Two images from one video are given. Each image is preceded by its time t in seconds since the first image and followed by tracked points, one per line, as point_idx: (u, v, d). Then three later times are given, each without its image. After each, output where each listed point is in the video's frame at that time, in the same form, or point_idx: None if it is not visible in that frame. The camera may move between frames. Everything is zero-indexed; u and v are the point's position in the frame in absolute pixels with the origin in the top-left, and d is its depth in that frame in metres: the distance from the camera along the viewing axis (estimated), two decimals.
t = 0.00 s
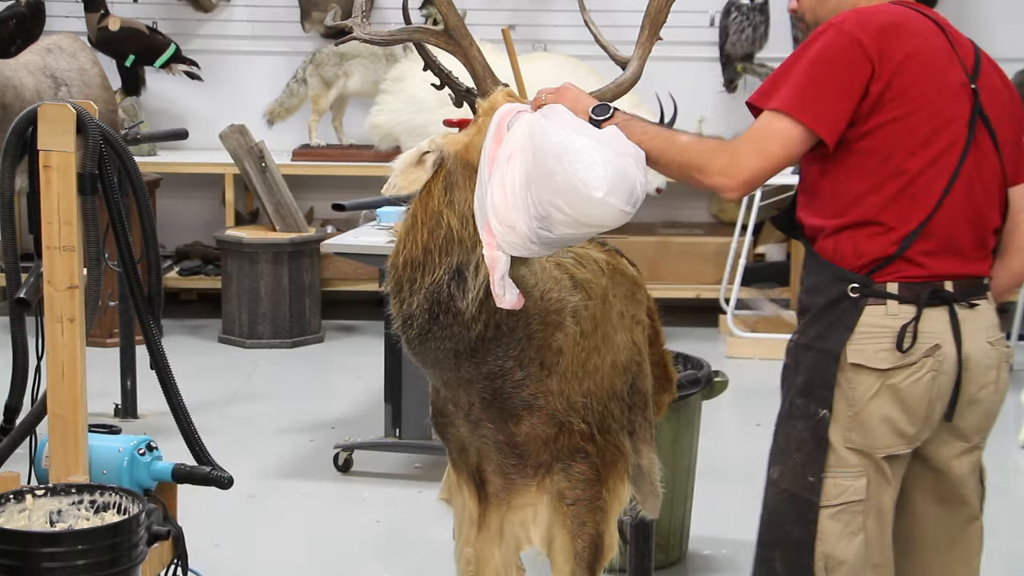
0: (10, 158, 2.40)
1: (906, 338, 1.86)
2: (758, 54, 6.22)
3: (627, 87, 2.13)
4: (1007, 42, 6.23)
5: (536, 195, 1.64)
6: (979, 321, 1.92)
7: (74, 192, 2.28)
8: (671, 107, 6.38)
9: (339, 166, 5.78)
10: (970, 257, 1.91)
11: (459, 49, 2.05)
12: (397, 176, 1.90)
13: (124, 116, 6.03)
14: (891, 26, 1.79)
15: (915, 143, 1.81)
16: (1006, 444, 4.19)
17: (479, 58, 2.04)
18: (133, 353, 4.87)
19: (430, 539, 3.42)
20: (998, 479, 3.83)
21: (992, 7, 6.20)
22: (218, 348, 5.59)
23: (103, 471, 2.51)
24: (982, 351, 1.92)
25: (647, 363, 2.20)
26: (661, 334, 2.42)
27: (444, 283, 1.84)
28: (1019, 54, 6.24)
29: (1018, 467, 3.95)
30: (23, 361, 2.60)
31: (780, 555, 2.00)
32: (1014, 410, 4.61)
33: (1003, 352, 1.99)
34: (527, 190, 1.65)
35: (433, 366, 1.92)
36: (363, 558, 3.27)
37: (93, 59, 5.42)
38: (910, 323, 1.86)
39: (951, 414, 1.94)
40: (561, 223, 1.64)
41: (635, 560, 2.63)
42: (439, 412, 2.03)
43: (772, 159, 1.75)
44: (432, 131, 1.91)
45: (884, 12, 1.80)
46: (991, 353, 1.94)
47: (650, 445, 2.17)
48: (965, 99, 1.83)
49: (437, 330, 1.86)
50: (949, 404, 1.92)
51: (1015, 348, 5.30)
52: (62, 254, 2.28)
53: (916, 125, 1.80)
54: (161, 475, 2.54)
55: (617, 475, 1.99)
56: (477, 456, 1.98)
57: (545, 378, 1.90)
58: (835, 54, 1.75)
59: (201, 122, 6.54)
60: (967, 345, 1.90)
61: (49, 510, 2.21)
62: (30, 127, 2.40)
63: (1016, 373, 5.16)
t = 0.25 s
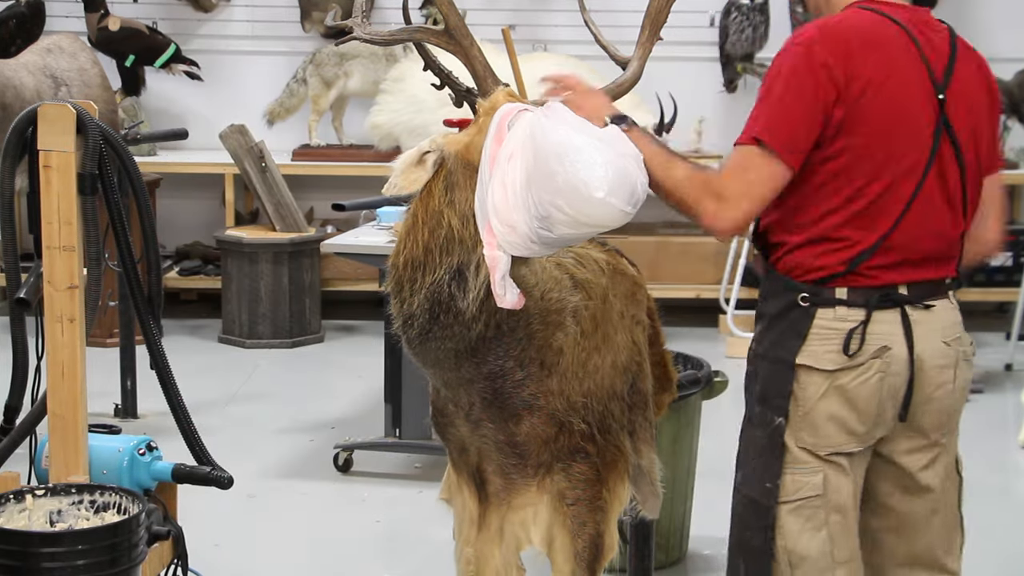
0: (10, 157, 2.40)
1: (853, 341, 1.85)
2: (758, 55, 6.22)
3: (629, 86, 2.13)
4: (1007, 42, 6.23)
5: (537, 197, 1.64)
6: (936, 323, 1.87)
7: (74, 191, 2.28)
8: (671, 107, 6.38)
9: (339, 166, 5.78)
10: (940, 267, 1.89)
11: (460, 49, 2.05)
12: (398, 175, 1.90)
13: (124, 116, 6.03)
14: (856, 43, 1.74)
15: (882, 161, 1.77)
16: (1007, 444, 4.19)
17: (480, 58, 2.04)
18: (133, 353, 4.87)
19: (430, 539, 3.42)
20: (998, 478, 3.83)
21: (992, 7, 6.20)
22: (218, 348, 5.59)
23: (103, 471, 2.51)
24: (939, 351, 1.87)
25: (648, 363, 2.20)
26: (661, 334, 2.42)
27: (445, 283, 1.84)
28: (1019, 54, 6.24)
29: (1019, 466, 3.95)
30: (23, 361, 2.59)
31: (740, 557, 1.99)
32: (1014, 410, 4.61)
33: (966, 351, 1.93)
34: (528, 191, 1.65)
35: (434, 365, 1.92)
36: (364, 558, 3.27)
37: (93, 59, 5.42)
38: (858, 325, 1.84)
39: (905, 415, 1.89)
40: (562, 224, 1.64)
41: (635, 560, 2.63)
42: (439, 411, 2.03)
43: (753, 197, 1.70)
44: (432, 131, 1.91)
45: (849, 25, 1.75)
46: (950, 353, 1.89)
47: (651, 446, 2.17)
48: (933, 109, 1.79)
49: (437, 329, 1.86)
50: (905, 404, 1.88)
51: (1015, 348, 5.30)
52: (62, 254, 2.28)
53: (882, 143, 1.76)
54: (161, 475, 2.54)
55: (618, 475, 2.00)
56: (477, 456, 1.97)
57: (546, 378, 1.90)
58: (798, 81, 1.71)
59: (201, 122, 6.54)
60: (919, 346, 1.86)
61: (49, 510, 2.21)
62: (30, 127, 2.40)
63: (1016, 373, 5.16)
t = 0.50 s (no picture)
0: (10, 157, 2.40)
1: (852, 315, 2.01)
2: (758, 54, 6.22)
3: (629, 86, 2.13)
4: (1007, 42, 6.23)
5: (537, 196, 1.64)
6: (932, 305, 2.02)
7: (74, 191, 2.28)
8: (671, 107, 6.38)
9: (339, 166, 5.79)
10: (942, 253, 2.04)
11: (460, 49, 2.05)
12: (398, 175, 1.89)
13: (124, 116, 6.03)
14: (859, 40, 1.93)
15: (886, 145, 1.95)
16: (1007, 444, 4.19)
17: (480, 58, 2.04)
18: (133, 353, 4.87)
19: (430, 539, 3.42)
20: (998, 478, 3.83)
21: (992, 7, 6.20)
22: (218, 348, 5.59)
23: (103, 471, 2.51)
24: (928, 332, 2.02)
25: (647, 363, 2.20)
26: (661, 334, 2.42)
27: (445, 283, 1.84)
28: (1019, 54, 6.24)
29: (1019, 467, 3.95)
30: (23, 361, 2.59)
31: (744, 507, 2.17)
32: (1014, 410, 4.61)
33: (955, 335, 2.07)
34: (529, 191, 1.65)
35: (434, 365, 1.91)
36: (364, 557, 3.28)
37: (93, 59, 5.42)
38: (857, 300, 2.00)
39: (894, 388, 2.03)
40: (562, 224, 1.64)
41: (635, 561, 2.63)
42: (439, 411, 2.03)
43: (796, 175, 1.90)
44: (432, 131, 1.91)
45: (849, 27, 1.94)
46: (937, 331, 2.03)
47: (651, 446, 2.17)
48: (929, 101, 1.95)
49: (437, 329, 1.86)
50: (894, 376, 2.02)
51: (1015, 347, 5.30)
52: (62, 254, 2.28)
53: (886, 129, 1.94)
54: (161, 475, 2.54)
55: (618, 475, 2.00)
56: (478, 456, 1.97)
57: (546, 378, 1.90)
58: (810, 75, 1.91)
59: (201, 122, 6.53)
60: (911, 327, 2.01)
61: (49, 510, 2.21)
62: (30, 127, 2.40)
63: (1016, 373, 5.16)
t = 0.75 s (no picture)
0: (10, 158, 2.40)
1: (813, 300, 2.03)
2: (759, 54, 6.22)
3: (629, 86, 2.14)
4: (1007, 42, 6.23)
5: (537, 197, 1.64)
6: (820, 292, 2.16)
7: (74, 192, 2.28)
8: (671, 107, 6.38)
9: (339, 166, 5.79)
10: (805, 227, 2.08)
11: (460, 49, 2.05)
12: (398, 175, 1.90)
13: (124, 116, 6.03)
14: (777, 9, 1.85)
15: (802, 122, 1.91)
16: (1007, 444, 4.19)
17: (481, 59, 2.05)
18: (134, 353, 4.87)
19: (430, 539, 3.42)
20: (998, 478, 3.83)
21: (992, 7, 6.20)
22: (218, 348, 5.59)
23: (103, 471, 2.51)
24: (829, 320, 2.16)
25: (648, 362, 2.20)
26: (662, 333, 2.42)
27: (445, 283, 1.84)
28: (1019, 54, 6.25)
29: (1018, 467, 3.95)
30: (23, 361, 2.59)
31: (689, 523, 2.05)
32: (1014, 410, 4.61)
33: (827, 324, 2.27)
34: (530, 191, 1.65)
35: (433, 365, 1.92)
36: (364, 557, 3.28)
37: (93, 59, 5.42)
38: (718, 308, 1.96)
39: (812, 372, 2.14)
40: (561, 224, 1.64)
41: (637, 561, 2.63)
42: (439, 412, 2.02)
43: (728, 129, 1.72)
44: (432, 132, 1.91)
45: None
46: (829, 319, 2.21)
47: (651, 446, 2.16)
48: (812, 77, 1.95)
49: (437, 329, 1.86)
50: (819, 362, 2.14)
51: (1015, 347, 5.30)
52: (62, 254, 2.28)
53: (801, 105, 1.89)
54: (161, 475, 2.54)
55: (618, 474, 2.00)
56: (477, 456, 1.97)
57: (545, 378, 1.90)
58: (760, 40, 1.78)
59: (201, 122, 6.53)
60: (783, 328, 1.98)
61: (49, 510, 2.21)
62: (30, 127, 2.40)
63: (1016, 373, 5.16)
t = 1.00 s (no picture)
0: (10, 158, 2.40)
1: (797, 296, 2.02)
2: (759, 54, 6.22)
3: (628, 86, 2.14)
4: (1007, 42, 6.23)
5: (537, 197, 1.64)
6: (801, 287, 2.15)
7: (74, 192, 2.28)
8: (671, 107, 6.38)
9: (339, 166, 5.79)
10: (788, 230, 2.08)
11: (460, 50, 2.05)
12: (398, 175, 1.90)
13: (123, 116, 6.03)
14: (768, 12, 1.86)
15: (794, 124, 1.91)
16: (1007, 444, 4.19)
17: (481, 59, 2.05)
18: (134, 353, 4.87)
19: (430, 539, 3.42)
20: (998, 478, 3.83)
21: (992, 7, 6.20)
22: (218, 348, 5.59)
23: (103, 470, 2.51)
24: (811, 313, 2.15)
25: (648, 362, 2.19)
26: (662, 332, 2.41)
27: (445, 284, 1.84)
28: (1019, 54, 6.25)
29: (1018, 467, 3.95)
30: (23, 361, 2.59)
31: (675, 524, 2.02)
32: (1014, 410, 4.61)
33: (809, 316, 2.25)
34: (530, 191, 1.65)
35: (434, 365, 1.92)
36: (364, 557, 3.28)
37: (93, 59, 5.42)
38: (701, 309, 1.94)
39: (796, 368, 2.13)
40: (561, 223, 1.65)
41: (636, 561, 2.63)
42: (440, 411, 2.02)
43: (742, 140, 1.72)
44: (432, 132, 1.91)
45: None
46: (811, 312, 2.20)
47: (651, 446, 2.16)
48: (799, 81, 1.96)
49: (437, 329, 1.87)
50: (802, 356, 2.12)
51: (1015, 347, 5.30)
52: (62, 254, 2.28)
53: (793, 107, 1.90)
54: (161, 475, 2.54)
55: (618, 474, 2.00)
56: (477, 456, 1.97)
57: (546, 379, 1.90)
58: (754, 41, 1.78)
59: (201, 122, 6.53)
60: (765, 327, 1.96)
61: (49, 510, 2.21)
62: (30, 127, 2.40)
63: (1016, 373, 5.16)
